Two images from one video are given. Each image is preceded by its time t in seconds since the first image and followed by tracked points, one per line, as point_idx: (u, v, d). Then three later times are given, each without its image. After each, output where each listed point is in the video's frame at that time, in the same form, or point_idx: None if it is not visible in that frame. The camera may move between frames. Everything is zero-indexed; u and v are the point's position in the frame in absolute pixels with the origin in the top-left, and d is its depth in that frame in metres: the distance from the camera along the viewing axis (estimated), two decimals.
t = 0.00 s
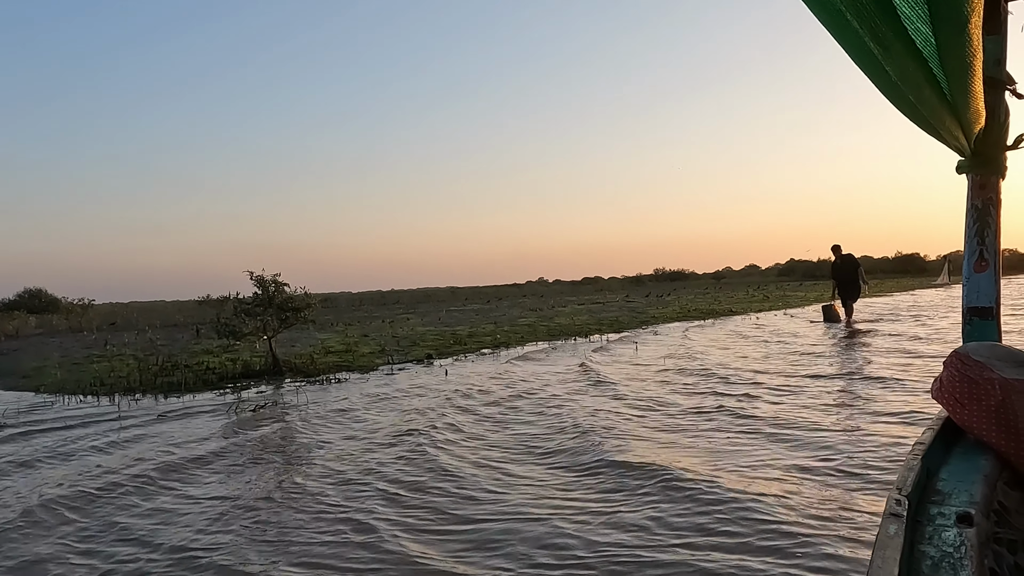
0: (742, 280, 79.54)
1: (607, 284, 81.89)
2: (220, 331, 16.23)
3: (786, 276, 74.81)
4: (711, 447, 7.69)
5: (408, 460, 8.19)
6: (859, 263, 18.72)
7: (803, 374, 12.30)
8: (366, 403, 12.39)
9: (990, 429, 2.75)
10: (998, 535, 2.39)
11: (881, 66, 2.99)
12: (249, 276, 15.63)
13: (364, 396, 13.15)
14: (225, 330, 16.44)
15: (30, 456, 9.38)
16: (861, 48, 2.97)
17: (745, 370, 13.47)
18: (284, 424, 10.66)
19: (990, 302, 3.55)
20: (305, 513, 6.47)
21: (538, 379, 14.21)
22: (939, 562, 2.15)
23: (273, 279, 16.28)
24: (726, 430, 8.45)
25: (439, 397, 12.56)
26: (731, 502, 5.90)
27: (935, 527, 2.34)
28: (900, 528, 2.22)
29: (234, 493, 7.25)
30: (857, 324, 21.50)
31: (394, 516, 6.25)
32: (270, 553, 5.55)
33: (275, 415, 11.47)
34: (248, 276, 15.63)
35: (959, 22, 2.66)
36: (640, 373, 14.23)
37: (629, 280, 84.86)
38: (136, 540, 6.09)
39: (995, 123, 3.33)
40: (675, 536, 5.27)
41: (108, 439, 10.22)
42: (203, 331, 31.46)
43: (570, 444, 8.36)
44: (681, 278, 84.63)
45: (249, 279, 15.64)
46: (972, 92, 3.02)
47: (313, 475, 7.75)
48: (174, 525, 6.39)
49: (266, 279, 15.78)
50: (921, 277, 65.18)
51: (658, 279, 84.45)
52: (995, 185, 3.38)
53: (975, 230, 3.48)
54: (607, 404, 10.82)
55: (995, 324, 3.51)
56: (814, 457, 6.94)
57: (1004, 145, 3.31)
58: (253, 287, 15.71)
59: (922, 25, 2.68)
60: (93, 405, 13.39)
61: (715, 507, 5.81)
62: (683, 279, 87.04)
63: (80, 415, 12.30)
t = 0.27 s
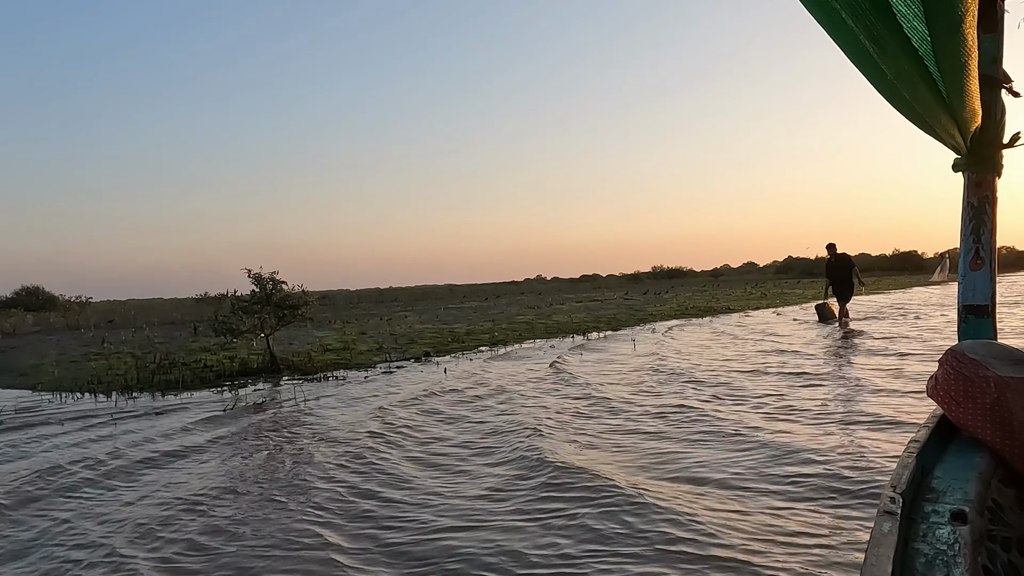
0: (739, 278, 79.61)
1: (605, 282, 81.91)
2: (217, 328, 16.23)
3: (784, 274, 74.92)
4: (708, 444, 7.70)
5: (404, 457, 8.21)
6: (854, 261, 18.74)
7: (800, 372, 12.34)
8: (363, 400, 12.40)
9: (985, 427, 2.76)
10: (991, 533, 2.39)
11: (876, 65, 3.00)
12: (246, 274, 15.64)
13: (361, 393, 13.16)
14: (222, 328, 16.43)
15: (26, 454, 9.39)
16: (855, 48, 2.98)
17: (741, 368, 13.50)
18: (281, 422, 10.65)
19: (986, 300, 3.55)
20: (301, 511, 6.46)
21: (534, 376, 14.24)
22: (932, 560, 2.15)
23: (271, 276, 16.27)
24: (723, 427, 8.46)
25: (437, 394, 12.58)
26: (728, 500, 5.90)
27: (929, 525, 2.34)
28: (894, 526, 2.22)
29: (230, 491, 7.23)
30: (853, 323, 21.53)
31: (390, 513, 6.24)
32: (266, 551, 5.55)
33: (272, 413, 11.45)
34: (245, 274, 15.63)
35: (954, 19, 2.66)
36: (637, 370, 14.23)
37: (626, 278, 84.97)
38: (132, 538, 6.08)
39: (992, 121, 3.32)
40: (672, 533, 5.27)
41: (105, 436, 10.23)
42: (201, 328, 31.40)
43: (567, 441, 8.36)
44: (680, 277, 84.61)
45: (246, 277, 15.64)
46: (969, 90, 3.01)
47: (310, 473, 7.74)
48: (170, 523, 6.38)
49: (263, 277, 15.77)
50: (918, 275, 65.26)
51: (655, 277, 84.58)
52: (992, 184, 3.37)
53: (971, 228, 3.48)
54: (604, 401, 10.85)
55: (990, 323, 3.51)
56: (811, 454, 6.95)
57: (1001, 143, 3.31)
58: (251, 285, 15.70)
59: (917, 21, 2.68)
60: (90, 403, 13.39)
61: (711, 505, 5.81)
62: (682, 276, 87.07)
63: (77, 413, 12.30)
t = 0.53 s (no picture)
0: (737, 276, 79.66)
1: (603, 280, 81.96)
2: (215, 327, 16.22)
3: (782, 273, 75.00)
4: (706, 443, 7.70)
5: (402, 456, 8.22)
6: (849, 259, 18.76)
7: (797, 370, 12.36)
8: (361, 399, 12.40)
9: (982, 426, 2.77)
10: (988, 532, 2.40)
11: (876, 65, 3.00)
12: (244, 272, 15.63)
13: (359, 392, 13.16)
14: (220, 327, 16.42)
15: (24, 452, 9.38)
16: (855, 48, 2.99)
17: (738, 366, 13.52)
18: (279, 420, 10.64)
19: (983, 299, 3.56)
20: (300, 510, 6.46)
21: (533, 375, 14.25)
22: (929, 560, 2.16)
23: (269, 275, 16.26)
24: (720, 426, 8.47)
25: (435, 393, 12.58)
26: (726, 499, 5.90)
27: (926, 524, 2.35)
28: (891, 526, 2.23)
29: (228, 490, 7.22)
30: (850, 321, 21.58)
31: (389, 512, 6.24)
32: (265, 550, 5.54)
33: (270, 411, 11.45)
34: (244, 272, 15.63)
35: (955, 21, 2.67)
36: (635, 368, 14.25)
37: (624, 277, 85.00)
38: (131, 536, 6.07)
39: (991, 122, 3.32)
40: (671, 532, 5.27)
41: (103, 435, 10.22)
42: (198, 327, 31.36)
43: (565, 440, 8.37)
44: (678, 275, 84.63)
45: (244, 275, 15.64)
46: (968, 92, 3.02)
47: (308, 471, 7.73)
48: (168, 522, 6.37)
49: (262, 275, 15.76)
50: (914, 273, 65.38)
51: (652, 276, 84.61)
52: (990, 183, 3.38)
53: (969, 228, 3.49)
54: (602, 400, 10.86)
55: (988, 322, 3.52)
56: (809, 453, 6.96)
57: (999, 144, 3.31)
58: (249, 283, 15.70)
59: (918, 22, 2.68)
60: (87, 401, 13.38)
61: (710, 504, 5.81)
62: (679, 274, 87.29)
63: (75, 411, 12.28)
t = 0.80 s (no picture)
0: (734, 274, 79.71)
1: (602, 278, 82.11)
2: (212, 324, 16.19)
3: (779, 271, 75.08)
4: (704, 440, 7.71)
5: (399, 453, 8.21)
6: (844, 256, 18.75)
7: (794, 368, 12.37)
8: (359, 396, 12.40)
9: (979, 424, 2.76)
10: (985, 530, 2.39)
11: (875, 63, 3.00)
12: (242, 269, 15.60)
13: (357, 389, 13.15)
14: (218, 324, 16.39)
15: (21, 450, 9.36)
16: (854, 46, 2.99)
17: (736, 364, 13.53)
18: (277, 418, 10.63)
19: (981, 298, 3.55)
20: (297, 507, 6.44)
21: (531, 372, 14.25)
22: (925, 558, 2.15)
23: (267, 272, 16.23)
24: (718, 423, 8.47)
25: (433, 390, 12.58)
26: (724, 496, 5.90)
27: (923, 522, 2.34)
28: (888, 524, 2.22)
29: (225, 487, 7.21)
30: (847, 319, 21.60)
31: (386, 510, 6.22)
32: (263, 548, 5.53)
33: (268, 409, 11.43)
34: (241, 269, 15.60)
35: (954, 19, 2.66)
36: (633, 366, 14.26)
37: (622, 275, 85.03)
38: (127, 534, 6.06)
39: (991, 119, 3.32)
40: (668, 530, 5.26)
41: (100, 432, 10.20)
42: (197, 325, 31.38)
43: (563, 437, 8.37)
44: (676, 273, 84.67)
45: (242, 272, 15.61)
46: (968, 90, 3.02)
47: (305, 469, 7.72)
48: (164, 519, 6.35)
49: (259, 272, 15.73)
50: (911, 271, 65.46)
51: (650, 274, 84.67)
52: (988, 181, 3.38)
53: (967, 225, 3.48)
54: (599, 397, 10.86)
55: (986, 321, 3.51)
56: (806, 451, 6.96)
57: (998, 142, 3.31)
58: (246, 280, 15.67)
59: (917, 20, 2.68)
60: (84, 399, 13.35)
61: (708, 501, 5.81)
62: (677, 272, 87.31)
63: (72, 409, 12.26)
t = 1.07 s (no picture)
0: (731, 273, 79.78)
1: (599, 276, 82.14)
2: (208, 322, 16.16)
3: (776, 269, 75.18)
4: (700, 440, 7.71)
5: (395, 452, 8.21)
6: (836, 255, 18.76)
7: (790, 367, 12.40)
8: (355, 395, 12.39)
9: (973, 425, 2.77)
10: (977, 531, 2.40)
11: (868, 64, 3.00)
12: (238, 267, 15.57)
13: (353, 388, 13.14)
14: (214, 322, 16.36)
15: (16, 448, 9.33)
16: (847, 48, 3.00)
17: (732, 363, 13.55)
18: (273, 416, 10.61)
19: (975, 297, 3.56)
20: (292, 506, 6.42)
21: (527, 371, 14.25)
22: (917, 559, 2.15)
23: (263, 270, 16.21)
24: (714, 423, 8.48)
25: (430, 389, 12.58)
26: (719, 496, 5.90)
27: (915, 523, 2.35)
28: (880, 525, 2.22)
29: (221, 486, 7.20)
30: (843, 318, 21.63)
31: (382, 509, 6.21)
32: (258, 546, 5.51)
33: (265, 407, 11.41)
34: (238, 267, 15.56)
35: (946, 19, 2.67)
36: (629, 365, 14.26)
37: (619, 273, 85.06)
38: (122, 532, 6.04)
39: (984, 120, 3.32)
40: (664, 530, 5.26)
41: (95, 430, 10.18)
42: (194, 322, 31.34)
43: (559, 437, 8.37)
44: (673, 272, 84.73)
45: (238, 269, 15.57)
46: (961, 91, 3.02)
47: (301, 467, 7.71)
48: (159, 518, 6.33)
49: (256, 270, 15.69)
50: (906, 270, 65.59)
51: (647, 272, 84.77)
52: (982, 182, 3.39)
53: (961, 225, 3.49)
54: (595, 396, 10.87)
55: (980, 320, 3.51)
56: (802, 451, 6.97)
57: (992, 142, 3.31)
58: (243, 278, 15.63)
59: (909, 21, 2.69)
60: (80, 397, 13.32)
61: (703, 501, 5.81)
62: (673, 270, 87.38)
63: (68, 407, 12.22)
